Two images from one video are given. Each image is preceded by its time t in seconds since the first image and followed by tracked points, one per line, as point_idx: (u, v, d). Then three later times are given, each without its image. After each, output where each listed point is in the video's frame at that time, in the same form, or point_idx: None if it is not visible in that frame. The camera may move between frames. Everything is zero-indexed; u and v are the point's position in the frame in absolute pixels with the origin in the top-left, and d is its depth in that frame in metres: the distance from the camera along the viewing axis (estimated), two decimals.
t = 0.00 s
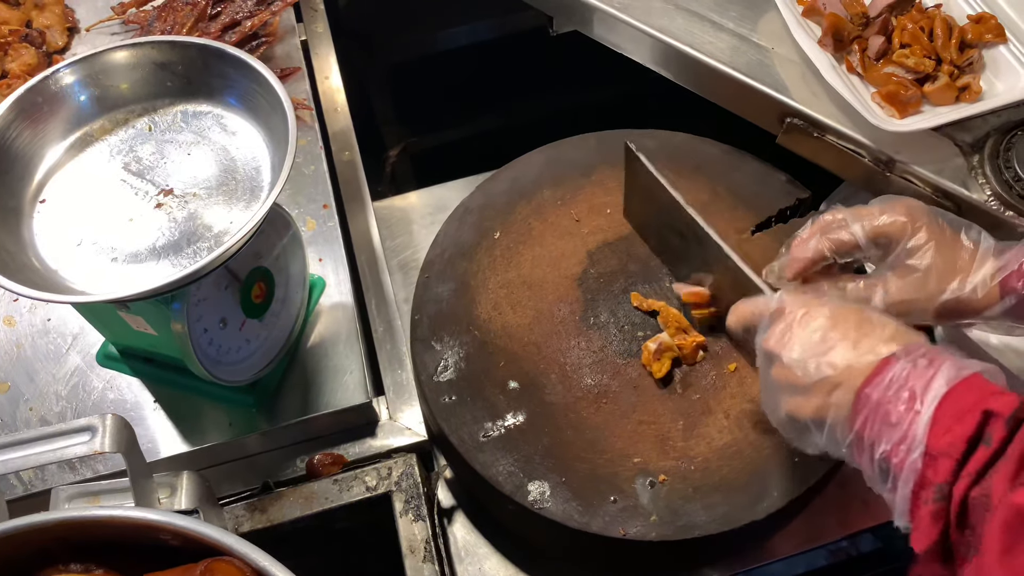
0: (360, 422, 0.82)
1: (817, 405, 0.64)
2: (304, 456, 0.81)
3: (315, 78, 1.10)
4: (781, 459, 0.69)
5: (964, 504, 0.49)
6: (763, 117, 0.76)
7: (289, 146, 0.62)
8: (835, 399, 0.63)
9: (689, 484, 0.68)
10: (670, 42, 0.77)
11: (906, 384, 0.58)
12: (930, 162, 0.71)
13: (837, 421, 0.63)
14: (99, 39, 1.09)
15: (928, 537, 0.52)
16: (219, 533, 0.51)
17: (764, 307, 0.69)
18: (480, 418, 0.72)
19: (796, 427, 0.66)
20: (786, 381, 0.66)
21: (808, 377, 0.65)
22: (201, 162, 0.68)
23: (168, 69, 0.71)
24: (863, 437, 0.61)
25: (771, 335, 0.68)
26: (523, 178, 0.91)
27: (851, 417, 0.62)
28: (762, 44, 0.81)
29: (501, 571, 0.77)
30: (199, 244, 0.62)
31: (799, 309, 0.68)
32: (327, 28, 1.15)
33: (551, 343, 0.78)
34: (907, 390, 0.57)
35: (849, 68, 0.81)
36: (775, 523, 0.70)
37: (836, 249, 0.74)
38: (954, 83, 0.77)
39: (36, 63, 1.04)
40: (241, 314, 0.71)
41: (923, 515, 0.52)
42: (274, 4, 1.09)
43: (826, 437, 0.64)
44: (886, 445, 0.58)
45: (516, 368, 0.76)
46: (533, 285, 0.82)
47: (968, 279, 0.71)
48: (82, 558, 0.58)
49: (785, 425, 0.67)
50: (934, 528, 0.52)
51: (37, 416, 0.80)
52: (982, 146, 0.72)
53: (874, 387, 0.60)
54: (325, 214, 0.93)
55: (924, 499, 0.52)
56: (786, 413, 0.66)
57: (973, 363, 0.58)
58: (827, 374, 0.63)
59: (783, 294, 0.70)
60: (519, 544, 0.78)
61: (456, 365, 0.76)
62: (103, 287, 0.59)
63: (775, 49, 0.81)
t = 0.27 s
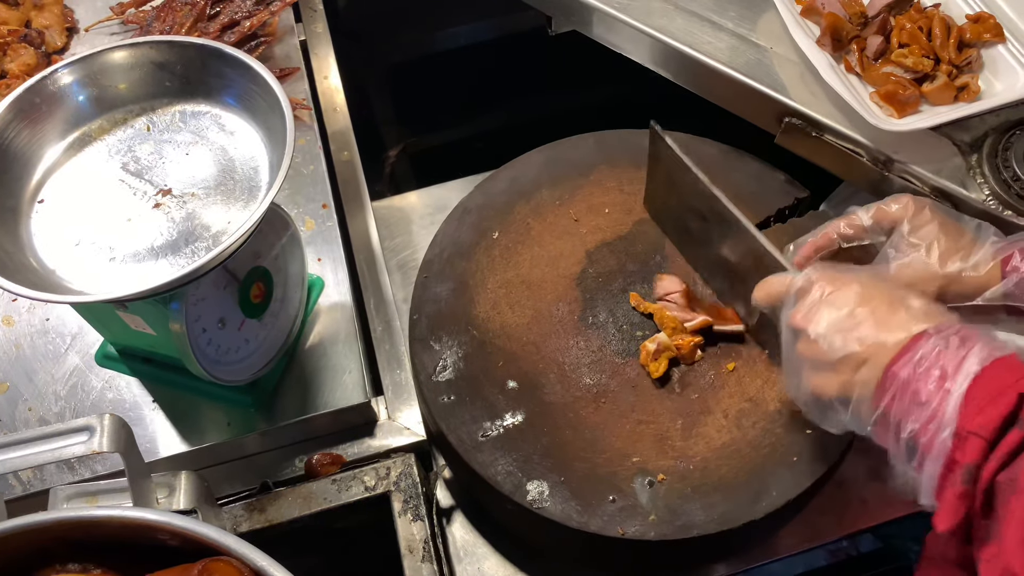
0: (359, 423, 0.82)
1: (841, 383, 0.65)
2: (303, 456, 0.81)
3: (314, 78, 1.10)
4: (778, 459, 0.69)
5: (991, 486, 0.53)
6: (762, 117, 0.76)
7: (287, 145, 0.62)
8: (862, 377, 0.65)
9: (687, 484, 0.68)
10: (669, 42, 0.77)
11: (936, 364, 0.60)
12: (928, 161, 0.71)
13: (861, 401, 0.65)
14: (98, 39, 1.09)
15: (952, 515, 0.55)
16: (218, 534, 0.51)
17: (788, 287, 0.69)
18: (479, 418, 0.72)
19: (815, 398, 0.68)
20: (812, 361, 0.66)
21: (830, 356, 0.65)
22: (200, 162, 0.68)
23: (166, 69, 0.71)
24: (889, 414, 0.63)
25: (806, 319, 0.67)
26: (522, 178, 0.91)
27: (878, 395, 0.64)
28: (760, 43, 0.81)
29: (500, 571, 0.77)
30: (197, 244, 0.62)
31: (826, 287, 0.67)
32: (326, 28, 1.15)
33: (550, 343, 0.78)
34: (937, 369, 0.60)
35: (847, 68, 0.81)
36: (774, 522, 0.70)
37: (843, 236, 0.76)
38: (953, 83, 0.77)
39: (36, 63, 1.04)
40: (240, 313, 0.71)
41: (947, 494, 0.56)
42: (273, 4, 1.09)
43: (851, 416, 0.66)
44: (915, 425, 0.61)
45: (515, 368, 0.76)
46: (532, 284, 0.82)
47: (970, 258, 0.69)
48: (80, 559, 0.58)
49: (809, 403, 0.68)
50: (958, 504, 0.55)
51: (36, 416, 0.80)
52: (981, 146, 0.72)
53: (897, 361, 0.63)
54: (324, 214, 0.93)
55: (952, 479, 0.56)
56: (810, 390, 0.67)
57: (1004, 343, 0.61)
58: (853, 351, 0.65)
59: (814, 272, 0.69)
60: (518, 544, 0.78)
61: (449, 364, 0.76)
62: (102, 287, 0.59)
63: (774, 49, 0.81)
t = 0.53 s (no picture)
0: (356, 422, 0.82)
1: (875, 385, 0.66)
2: (301, 456, 0.81)
3: (312, 78, 1.10)
4: (775, 458, 0.69)
5: None
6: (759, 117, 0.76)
7: (284, 145, 0.62)
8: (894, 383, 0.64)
9: (684, 483, 0.68)
10: (666, 41, 0.77)
11: (975, 373, 0.59)
12: (924, 161, 0.71)
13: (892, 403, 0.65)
14: (96, 39, 1.09)
15: (986, 530, 0.56)
16: (215, 533, 0.51)
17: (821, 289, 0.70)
18: (476, 418, 0.72)
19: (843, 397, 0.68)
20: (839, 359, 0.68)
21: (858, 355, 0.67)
22: (197, 162, 0.68)
23: (163, 69, 0.71)
24: (925, 424, 0.62)
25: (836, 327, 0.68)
26: (519, 178, 0.91)
27: (911, 401, 0.64)
28: (758, 43, 0.81)
29: (497, 570, 0.77)
30: (195, 243, 0.62)
31: (861, 281, 0.68)
32: (324, 28, 1.15)
33: (547, 342, 0.78)
34: (976, 379, 0.59)
35: (843, 67, 0.81)
36: (771, 522, 0.70)
37: (849, 241, 0.77)
38: (949, 83, 0.77)
39: (34, 63, 1.04)
40: (237, 313, 0.71)
41: (982, 507, 0.56)
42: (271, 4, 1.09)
43: (882, 416, 0.67)
44: (949, 435, 0.60)
45: (512, 367, 0.76)
46: (529, 284, 0.82)
47: (971, 259, 0.71)
48: (76, 558, 0.58)
49: (835, 399, 0.69)
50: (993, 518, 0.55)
51: (33, 416, 0.80)
52: (977, 146, 0.72)
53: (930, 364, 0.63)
54: (322, 214, 0.93)
55: (986, 494, 0.55)
56: (841, 389, 0.68)
57: None
58: (888, 355, 0.65)
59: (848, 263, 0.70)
60: (515, 543, 0.78)
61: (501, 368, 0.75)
62: (99, 287, 0.59)
63: (771, 48, 0.81)
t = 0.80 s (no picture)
0: (354, 422, 0.82)
1: (901, 377, 0.64)
2: (298, 455, 0.81)
3: (310, 77, 1.10)
4: (773, 458, 0.69)
5: None
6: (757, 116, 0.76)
7: (281, 144, 0.62)
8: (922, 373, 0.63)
9: (682, 482, 0.68)
10: (664, 41, 0.77)
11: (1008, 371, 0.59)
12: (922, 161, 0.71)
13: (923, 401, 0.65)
14: (94, 38, 1.09)
15: (1012, 529, 0.57)
16: (211, 533, 0.51)
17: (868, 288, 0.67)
18: (473, 417, 0.72)
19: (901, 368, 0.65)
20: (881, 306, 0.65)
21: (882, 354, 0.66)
22: (193, 161, 0.68)
23: (160, 68, 0.71)
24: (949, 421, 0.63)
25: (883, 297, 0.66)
26: (516, 177, 0.91)
27: (938, 395, 0.63)
28: (756, 43, 0.81)
29: (495, 570, 0.77)
30: (191, 243, 0.62)
31: (893, 276, 0.67)
32: (322, 27, 1.15)
33: (545, 342, 0.78)
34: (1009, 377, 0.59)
35: (842, 66, 0.81)
36: (768, 521, 0.70)
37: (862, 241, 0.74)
38: (947, 82, 0.77)
39: (32, 62, 1.03)
40: (235, 312, 0.71)
41: (1009, 507, 0.57)
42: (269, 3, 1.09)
43: (906, 410, 0.66)
44: (978, 432, 0.60)
45: (510, 367, 0.76)
46: (527, 283, 0.82)
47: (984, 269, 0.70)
48: (73, 557, 0.58)
49: (861, 390, 0.68)
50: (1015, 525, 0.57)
51: (30, 415, 0.80)
52: (976, 146, 0.72)
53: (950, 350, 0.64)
54: (320, 213, 0.93)
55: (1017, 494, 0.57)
56: (866, 381, 0.67)
57: None
58: (917, 348, 0.64)
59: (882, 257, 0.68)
60: (512, 543, 0.78)
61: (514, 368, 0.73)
62: (96, 286, 0.59)
63: (769, 48, 0.81)
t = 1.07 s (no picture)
0: (355, 423, 0.82)
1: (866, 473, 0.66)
2: (299, 457, 0.81)
3: (311, 78, 1.10)
4: (774, 459, 0.69)
5: None
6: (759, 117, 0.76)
7: (281, 146, 0.62)
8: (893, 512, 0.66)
9: (683, 483, 0.68)
10: (664, 42, 0.77)
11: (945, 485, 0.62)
12: (923, 161, 0.71)
13: (871, 493, 0.67)
14: (94, 39, 1.09)
15: None
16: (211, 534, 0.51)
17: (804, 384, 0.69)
18: (474, 419, 0.72)
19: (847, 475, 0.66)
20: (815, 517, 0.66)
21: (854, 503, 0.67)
22: (194, 162, 0.68)
23: (161, 69, 0.71)
24: None
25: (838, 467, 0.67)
26: (517, 178, 0.91)
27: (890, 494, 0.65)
28: (756, 44, 0.81)
29: (496, 572, 0.77)
30: (192, 244, 0.62)
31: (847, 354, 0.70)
32: (322, 29, 1.15)
33: (546, 343, 0.78)
34: (948, 488, 0.61)
35: (842, 67, 0.81)
36: (770, 523, 0.70)
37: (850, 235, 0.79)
38: (948, 83, 0.77)
39: (32, 63, 1.03)
40: (235, 314, 0.71)
41: None
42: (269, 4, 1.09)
43: (865, 505, 0.68)
44: (926, 543, 0.62)
45: (511, 368, 0.76)
46: (528, 284, 0.82)
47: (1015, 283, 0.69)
48: (73, 559, 0.58)
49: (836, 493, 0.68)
50: (986, 563, 0.54)
51: (31, 416, 0.80)
52: (978, 146, 0.71)
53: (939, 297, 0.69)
54: (320, 214, 0.93)
55: None
56: (844, 479, 0.67)
57: None
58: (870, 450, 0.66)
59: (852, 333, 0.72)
60: (513, 545, 0.78)
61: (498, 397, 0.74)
62: (96, 287, 0.59)
63: (770, 49, 0.81)
